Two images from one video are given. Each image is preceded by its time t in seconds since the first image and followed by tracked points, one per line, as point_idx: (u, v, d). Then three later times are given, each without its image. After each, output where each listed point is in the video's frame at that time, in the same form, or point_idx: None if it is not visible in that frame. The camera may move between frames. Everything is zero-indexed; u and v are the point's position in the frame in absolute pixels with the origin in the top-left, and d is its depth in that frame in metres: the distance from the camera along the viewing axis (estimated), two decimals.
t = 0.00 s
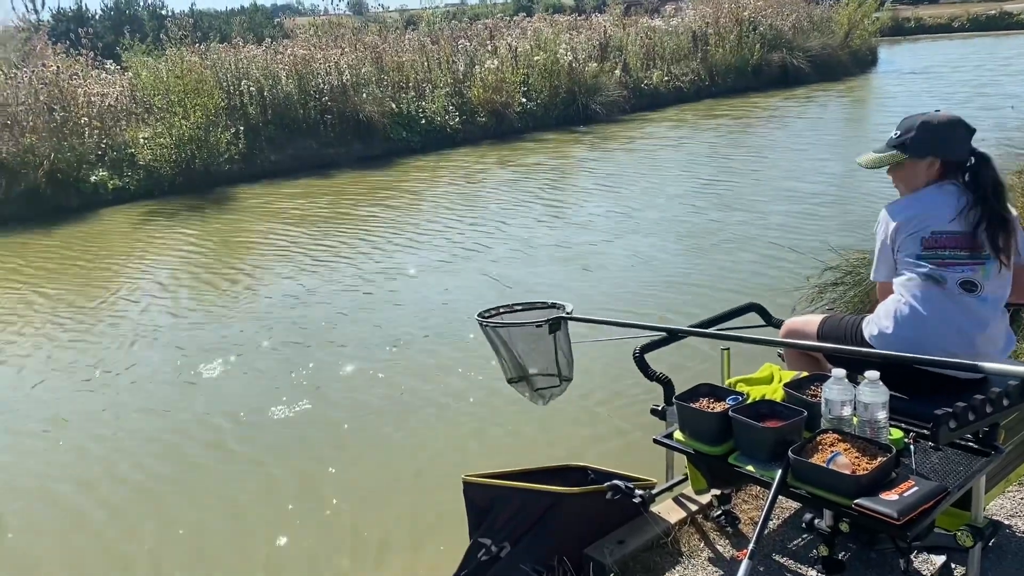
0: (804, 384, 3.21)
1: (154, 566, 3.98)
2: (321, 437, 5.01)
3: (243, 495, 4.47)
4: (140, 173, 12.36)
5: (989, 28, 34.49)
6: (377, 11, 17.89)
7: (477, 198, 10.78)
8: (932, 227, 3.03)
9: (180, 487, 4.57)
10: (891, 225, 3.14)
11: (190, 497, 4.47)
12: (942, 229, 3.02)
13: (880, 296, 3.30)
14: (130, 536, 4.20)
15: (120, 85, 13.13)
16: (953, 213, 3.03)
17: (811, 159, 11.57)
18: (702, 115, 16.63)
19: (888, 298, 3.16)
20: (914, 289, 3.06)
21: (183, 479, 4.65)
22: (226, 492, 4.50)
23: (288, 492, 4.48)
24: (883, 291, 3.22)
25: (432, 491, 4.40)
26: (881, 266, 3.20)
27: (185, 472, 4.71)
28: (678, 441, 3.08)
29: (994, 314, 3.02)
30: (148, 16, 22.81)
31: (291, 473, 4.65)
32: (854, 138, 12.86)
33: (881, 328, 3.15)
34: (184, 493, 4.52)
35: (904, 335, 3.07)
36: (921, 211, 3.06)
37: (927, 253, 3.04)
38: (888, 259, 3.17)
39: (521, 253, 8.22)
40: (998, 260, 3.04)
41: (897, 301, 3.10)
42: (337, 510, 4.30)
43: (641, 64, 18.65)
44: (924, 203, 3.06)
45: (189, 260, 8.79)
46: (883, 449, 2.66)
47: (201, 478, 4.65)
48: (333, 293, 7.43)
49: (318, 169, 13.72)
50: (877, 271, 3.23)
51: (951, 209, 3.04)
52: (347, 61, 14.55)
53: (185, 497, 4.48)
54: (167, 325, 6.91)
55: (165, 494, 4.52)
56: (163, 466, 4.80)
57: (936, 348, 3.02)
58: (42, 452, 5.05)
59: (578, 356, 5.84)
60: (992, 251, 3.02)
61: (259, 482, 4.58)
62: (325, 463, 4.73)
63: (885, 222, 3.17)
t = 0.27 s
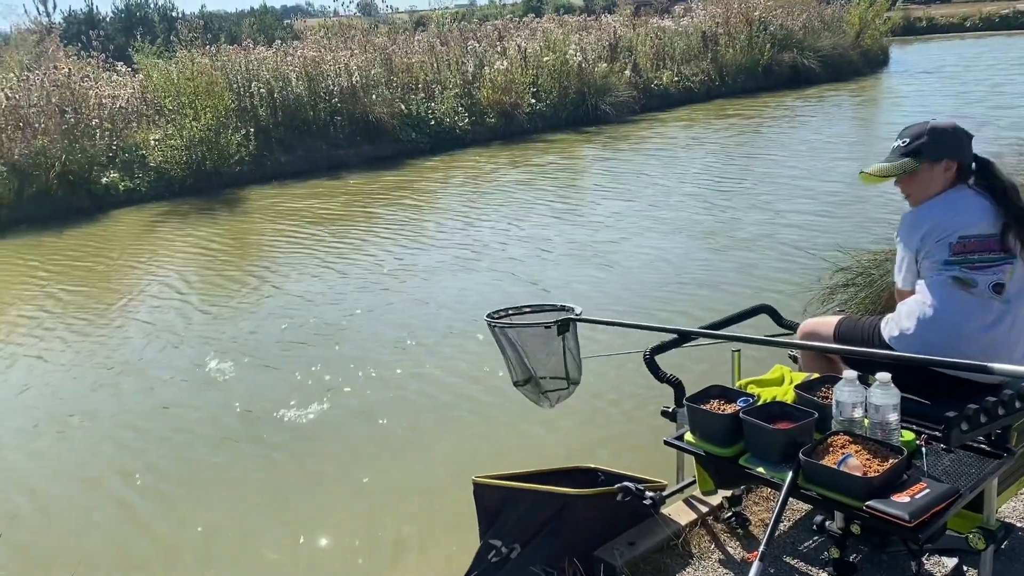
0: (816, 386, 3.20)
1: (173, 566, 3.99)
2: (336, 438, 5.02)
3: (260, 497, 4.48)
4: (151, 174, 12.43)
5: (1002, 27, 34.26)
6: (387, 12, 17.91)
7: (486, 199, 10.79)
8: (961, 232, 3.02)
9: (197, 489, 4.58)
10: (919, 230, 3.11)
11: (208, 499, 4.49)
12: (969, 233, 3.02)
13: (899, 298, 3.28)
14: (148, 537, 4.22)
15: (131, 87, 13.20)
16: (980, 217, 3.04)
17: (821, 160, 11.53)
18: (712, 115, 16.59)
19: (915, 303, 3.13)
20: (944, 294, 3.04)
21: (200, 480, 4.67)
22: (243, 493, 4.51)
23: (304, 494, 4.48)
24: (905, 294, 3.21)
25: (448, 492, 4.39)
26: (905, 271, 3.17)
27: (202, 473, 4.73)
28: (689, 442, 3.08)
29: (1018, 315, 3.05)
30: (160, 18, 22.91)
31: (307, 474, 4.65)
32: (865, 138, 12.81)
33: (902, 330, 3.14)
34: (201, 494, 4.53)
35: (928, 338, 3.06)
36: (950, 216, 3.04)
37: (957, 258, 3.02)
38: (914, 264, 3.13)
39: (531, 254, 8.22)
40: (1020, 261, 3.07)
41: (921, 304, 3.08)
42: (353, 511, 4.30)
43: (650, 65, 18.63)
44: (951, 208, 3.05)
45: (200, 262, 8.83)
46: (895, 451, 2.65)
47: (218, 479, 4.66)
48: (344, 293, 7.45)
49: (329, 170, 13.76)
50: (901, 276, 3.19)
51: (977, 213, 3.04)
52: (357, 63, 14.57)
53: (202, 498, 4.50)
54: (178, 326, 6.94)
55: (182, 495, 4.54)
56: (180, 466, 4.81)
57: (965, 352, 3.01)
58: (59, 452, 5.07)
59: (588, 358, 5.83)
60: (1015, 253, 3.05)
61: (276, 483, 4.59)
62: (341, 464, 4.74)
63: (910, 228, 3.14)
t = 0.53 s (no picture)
0: (824, 386, 3.18)
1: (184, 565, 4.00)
2: (346, 438, 5.03)
3: (271, 497, 4.47)
4: (159, 174, 12.47)
5: (1012, 27, 34.07)
6: (395, 13, 17.92)
7: (493, 199, 10.78)
8: (969, 231, 3.01)
9: (208, 488, 4.59)
10: (927, 230, 3.09)
11: (219, 498, 4.49)
12: (979, 232, 3.00)
13: (909, 296, 3.27)
14: (159, 535, 4.22)
15: (139, 87, 13.24)
16: (989, 216, 3.02)
17: (829, 160, 11.49)
18: (720, 115, 16.55)
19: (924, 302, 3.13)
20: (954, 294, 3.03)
21: (212, 479, 4.67)
22: (254, 493, 4.51)
23: (316, 494, 4.48)
24: (915, 293, 3.19)
25: (458, 492, 4.39)
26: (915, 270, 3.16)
27: (213, 473, 4.73)
28: (696, 442, 3.07)
29: None
30: (168, 19, 22.96)
31: (318, 475, 4.65)
32: (873, 137, 12.75)
33: (913, 330, 3.12)
34: (212, 494, 4.53)
35: (939, 338, 3.04)
36: (958, 216, 3.03)
37: (966, 257, 3.01)
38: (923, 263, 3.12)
39: (538, 253, 8.21)
40: None
41: (932, 303, 3.07)
42: (363, 511, 4.30)
43: (658, 64, 18.60)
44: (958, 207, 3.03)
45: (208, 261, 8.85)
46: (904, 451, 2.64)
47: (229, 478, 4.66)
48: (351, 293, 7.45)
49: (336, 170, 13.78)
50: (910, 275, 3.18)
51: (987, 211, 3.02)
52: (364, 63, 14.56)
53: (214, 497, 4.50)
54: (186, 325, 6.96)
55: (194, 494, 4.54)
56: (193, 465, 4.82)
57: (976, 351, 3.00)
58: (71, 451, 5.09)
59: (595, 357, 5.82)
60: None
61: (287, 483, 4.60)
62: (353, 464, 4.73)
63: (918, 227, 3.13)
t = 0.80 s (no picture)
0: (832, 385, 3.17)
1: (192, 565, 4.00)
2: (354, 437, 5.05)
3: (280, 498, 4.47)
4: (167, 174, 12.51)
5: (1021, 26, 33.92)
6: (402, 12, 17.93)
7: (500, 198, 10.78)
8: (970, 231, 3.00)
9: (218, 489, 4.59)
10: (929, 229, 3.10)
11: (229, 500, 4.49)
12: (980, 231, 2.99)
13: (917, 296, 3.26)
14: (169, 535, 4.23)
15: (148, 87, 13.29)
16: (991, 216, 3.00)
17: (837, 159, 11.46)
18: (728, 114, 16.52)
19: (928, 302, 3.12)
20: (955, 294, 3.02)
21: (222, 479, 4.67)
22: (263, 494, 4.51)
23: (325, 495, 4.47)
24: (921, 292, 3.19)
25: (468, 495, 4.37)
26: (919, 270, 3.16)
27: (223, 473, 4.74)
28: (703, 441, 3.07)
29: None
30: (176, 19, 22.99)
31: (328, 476, 4.64)
32: (881, 137, 12.71)
33: (916, 330, 3.11)
34: (222, 494, 4.54)
35: (941, 338, 3.03)
36: (958, 216, 3.02)
37: (966, 258, 3.00)
38: (927, 263, 3.12)
39: (545, 253, 8.20)
40: None
41: (934, 303, 3.07)
42: (372, 513, 4.29)
43: (665, 64, 18.58)
44: (959, 207, 3.03)
45: (216, 261, 8.87)
46: (912, 451, 2.63)
47: (238, 479, 4.66)
48: (358, 293, 7.47)
49: (343, 170, 13.80)
50: (916, 275, 3.18)
51: (989, 210, 3.01)
52: (371, 63, 14.56)
53: (223, 498, 4.50)
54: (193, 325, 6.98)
55: (204, 493, 4.56)
56: (203, 465, 4.82)
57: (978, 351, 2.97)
58: (82, 449, 5.12)
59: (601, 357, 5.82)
60: None
61: (296, 482, 4.61)
62: (363, 466, 4.72)
63: (920, 227, 3.14)
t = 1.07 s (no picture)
0: (837, 383, 3.17)
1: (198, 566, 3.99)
2: (359, 435, 5.06)
3: (287, 499, 4.46)
4: (173, 173, 12.54)
5: None
6: (407, 11, 17.93)
7: (505, 196, 10.77)
8: (976, 228, 3.00)
9: (225, 489, 4.58)
10: (935, 226, 3.10)
11: (235, 499, 4.49)
12: (987, 228, 2.98)
13: (926, 294, 3.25)
14: (175, 535, 4.22)
15: (154, 86, 13.32)
16: (997, 212, 2.99)
17: (843, 157, 11.43)
18: (733, 112, 16.48)
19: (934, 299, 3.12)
20: (962, 291, 3.01)
21: (228, 480, 4.66)
22: (270, 494, 4.50)
23: (332, 496, 4.45)
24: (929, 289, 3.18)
25: (476, 497, 4.34)
26: (928, 267, 3.15)
27: (230, 473, 4.72)
28: (708, 438, 3.06)
29: None
30: (182, 17, 22.97)
31: (335, 477, 4.62)
32: (887, 135, 12.67)
33: (923, 326, 3.10)
34: (229, 495, 4.52)
35: (948, 335, 3.02)
36: (965, 213, 3.02)
37: (972, 255, 3.00)
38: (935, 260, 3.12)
39: (550, 251, 8.19)
40: None
41: (941, 300, 3.06)
42: (379, 515, 4.26)
43: (671, 62, 18.57)
44: (966, 203, 3.03)
45: (222, 259, 8.88)
46: (918, 449, 2.62)
47: (245, 479, 4.65)
48: (363, 291, 7.47)
49: (349, 168, 13.81)
50: (924, 272, 3.18)
51: (995, 206, 3.00)
52: (377, 61, 14.55)
53: (230, 499, 4.49)
54: (199, 323, 7.00)
55: (209, 491, 4.57)
56: (210, 465, 4.81)
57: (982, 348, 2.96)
58: (89, 445, 5.14)
59: (606, 355, 5.81)
60: None
61: (302, 480, 4.62)
62: (370, 467, 4.70)
63: (927, 224, 3.14)
